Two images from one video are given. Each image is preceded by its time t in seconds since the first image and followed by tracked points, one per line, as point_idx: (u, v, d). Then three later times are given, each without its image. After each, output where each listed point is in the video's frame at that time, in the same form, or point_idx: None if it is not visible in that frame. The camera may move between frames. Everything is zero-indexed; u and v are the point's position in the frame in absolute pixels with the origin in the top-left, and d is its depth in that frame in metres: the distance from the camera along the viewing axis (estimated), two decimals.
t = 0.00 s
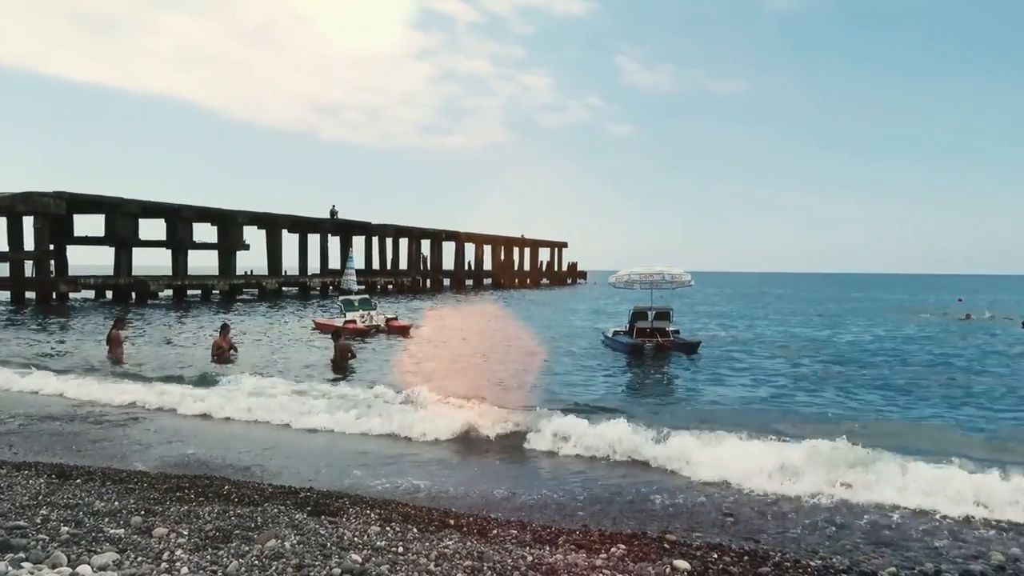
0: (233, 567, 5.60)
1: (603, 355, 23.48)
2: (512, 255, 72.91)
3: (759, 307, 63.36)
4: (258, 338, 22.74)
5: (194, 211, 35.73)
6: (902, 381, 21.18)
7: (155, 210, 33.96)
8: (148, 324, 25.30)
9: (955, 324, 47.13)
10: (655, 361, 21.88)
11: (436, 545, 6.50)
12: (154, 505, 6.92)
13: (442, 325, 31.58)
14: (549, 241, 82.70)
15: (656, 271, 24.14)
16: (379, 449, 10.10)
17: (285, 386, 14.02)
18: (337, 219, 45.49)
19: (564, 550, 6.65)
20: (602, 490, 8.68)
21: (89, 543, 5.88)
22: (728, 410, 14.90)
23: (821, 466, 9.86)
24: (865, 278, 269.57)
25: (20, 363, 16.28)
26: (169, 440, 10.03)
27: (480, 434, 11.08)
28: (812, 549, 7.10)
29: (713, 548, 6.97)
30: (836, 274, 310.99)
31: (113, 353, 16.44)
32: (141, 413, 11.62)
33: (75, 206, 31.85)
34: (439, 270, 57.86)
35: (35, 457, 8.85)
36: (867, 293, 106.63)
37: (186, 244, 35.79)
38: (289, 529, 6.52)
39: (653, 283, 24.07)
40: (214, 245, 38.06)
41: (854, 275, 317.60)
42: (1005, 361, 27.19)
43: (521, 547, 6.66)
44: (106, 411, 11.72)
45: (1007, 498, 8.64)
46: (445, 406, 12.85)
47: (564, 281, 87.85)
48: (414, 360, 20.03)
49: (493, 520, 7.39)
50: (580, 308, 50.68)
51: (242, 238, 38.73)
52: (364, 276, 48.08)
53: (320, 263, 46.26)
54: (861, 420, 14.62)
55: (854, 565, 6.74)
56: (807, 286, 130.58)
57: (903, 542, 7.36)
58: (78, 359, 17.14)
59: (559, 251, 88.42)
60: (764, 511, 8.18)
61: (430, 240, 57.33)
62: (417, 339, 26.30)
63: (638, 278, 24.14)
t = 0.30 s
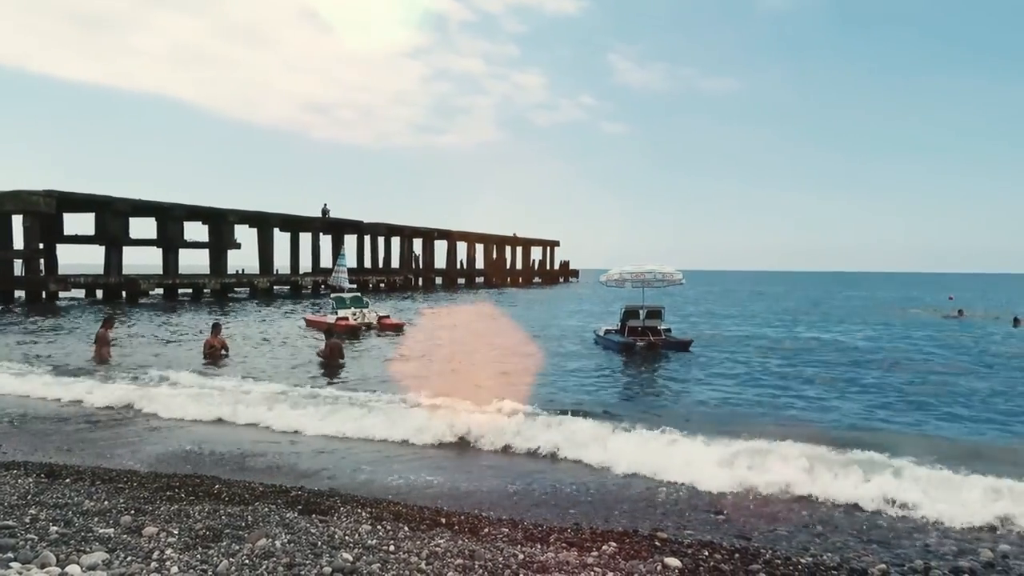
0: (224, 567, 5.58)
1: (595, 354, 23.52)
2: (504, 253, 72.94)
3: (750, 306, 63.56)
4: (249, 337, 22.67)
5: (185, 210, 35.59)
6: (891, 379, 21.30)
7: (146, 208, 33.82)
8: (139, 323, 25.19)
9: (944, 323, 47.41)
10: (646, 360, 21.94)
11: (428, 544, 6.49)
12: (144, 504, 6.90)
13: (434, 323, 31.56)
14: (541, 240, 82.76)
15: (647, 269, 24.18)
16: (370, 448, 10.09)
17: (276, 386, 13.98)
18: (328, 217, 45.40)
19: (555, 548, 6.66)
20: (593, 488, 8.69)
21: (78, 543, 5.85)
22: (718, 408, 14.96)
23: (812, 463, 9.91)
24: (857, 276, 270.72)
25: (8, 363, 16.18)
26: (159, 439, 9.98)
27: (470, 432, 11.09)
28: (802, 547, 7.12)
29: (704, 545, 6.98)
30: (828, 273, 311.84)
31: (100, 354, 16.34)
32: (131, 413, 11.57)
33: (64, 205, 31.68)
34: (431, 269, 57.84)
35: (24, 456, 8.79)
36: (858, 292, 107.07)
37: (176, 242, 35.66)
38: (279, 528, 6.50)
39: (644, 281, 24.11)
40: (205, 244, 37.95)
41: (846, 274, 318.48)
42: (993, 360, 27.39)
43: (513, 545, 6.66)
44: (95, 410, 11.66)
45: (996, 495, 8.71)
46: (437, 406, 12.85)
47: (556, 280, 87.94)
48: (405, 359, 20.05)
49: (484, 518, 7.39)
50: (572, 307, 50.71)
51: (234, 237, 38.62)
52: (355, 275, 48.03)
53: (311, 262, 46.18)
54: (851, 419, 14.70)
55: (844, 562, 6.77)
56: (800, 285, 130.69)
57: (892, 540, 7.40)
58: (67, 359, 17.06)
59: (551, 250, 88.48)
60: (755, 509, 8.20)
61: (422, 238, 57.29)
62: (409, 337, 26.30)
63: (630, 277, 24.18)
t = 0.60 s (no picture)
0: (214, 566, 5.57)
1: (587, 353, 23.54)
2: (496, 252, 72.90)
3: (742, 305, 63.73)
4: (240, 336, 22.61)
5: (176, 208, 35.45)
6: (883, 378, 21.38)
7: (137, 206, 33.67)
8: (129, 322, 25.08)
9: (935, 323, 47.61)
10: (639, 359, 21.97)
11: (419, 543, 6.49)
12: (135, 503, 6.88)
13: (426, 322, 31.54)
14: (533, 239, 82.73)
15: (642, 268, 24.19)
16: (362, 447, 10.07)
17: (268, 386, 13.94)
18: (321, 216, 45.29)
19: (547, 547, 6.66)
20: (585, 487, 8.71)
21: (68, 542, 5.83)
22: (711, 407, 15.00)
23: (801, 463, 9.95)
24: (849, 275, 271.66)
25: None
26: (150, 439, 9.93)
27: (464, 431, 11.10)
28: (793, 545, 7.15)
29: (695, 543, 7.00)
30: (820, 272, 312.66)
31: (89, 354, 16.23)
32: (122, 411, 11.53)
33: (55, 203, 31.53)
34: (423, 268, 57.77)
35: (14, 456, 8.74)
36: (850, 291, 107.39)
37: (168, 241, 35.53)
38: (270, 528, 6.49)
39: (638, 280, 24.13)
40: (197, 242, 37.83)
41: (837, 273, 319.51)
42: (984, 359, 27.53)
43: (504, 544, 6.67)
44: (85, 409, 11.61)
45: (985, 494, 8.77)
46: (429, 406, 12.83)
47: (548, 279, 88.00)
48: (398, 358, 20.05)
49: (476, 517, 7.39)
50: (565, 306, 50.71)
51: (225, 235, 38.49)
52: (348, 274, 47.95)
53: (304, 261, 46.08)
54: (842, 418, 14.76)
55: (834, 560, 6.80)
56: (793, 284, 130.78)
57: (882, 537, 7.43)
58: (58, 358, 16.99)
59: (543, 248, 88.49)
60: (747, 507, 8.23)
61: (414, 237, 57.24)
62: (401, 336, 26.29)
63: (624, 276, 24.19)
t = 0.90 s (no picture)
0: (206, 566, 5.55)
1: (581, 351, 23.56)
2: (490, 251, 72.90)
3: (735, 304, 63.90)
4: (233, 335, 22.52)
5: (169, 207, 35.34)
6: (876, 378, 21.45)
7: (130, 205, 33.55)
8: (121, 321, 24.98)
9: (927, 322, 47.81)
10: (633, 357, 22.01)
11: (412, 542, 6.49)
12: (126, 502, 6.86)
13: (420, 321, 31.54)
14: (528, 238, 82.76)
15: (637, 266, 24.19)
16: (356, 445, 10.06)
17: (261, 385, 13.92)
18: (315, 215, 45.21)
19: (540, 545, 6.67)
20: (578, 485, 8.71)
21: (59, 542, 5.81)
22: (704, 406, 15.04)
23: (793, 462, 9.99)
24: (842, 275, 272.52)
25: None
26: (142, 437, 9.91)
27: (457, 429, 11.09)
28: (785, 544, 7.16)
29: (688, 542, 7.02)
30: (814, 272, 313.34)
31: (80, 352, 16.13)
32: (114, 410, 11.50)
33: (46, 201, 31.39)
34: (417, 267, 57.72)
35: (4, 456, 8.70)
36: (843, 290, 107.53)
37: (160, 240, 35.43)
38: (263, 527, 6.48)
39: (633, 278, 24.16)
40: (190, 241, 37.73)
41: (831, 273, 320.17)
42: (977, 359, 27.65)
43: (497, 543, 6.67)
44: (76, 408, 11.57)
45: (977, 495, 8.81)
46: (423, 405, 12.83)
47: (542, 278, 88.06)
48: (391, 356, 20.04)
49: (470, 516, 7.38)
50: (560, 306, 50.71)
51: (218, 234, 38.39)
52: (342, 273, 47.89)
53: (298, 260, 45.99)
54: (834, 417, 14.81)
55: (827, 559, 6.82)
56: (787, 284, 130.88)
57: (874, 536, 7.46)
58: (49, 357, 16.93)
59: (537, 248, 88.54)
60: (740, 505, 8.24)
61: (408, 236, 57.17)
62: (395, 334, 26.27)
63: (619, 274, 24.20)
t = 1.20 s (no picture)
0: (197, 566, 5.54)
1: (574, 350, 23.59)
2: (483, 250, 72.90)
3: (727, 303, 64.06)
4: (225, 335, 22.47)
5: (161, 205, 35.24)
6: (867, 377, 21.55)
7: (122, 203, 33.44)
8: (113, 321, 24.90)
9: (918, 321, 48.03)
10: (626, 357, 22.05)
11: (404, 542, 6.48)
12: (117, 502, 6.83)
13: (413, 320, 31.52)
14: (521, 238, 82.79)
15: (629, 264, 24.22)
16: (348, 444, 10.05)
17: (253, 386, 13.89)
18: (308, 214, 45.14)
19: (532, 544, 6.67)
20: (572, 484, 8.71)
21: (49, 542, 5.79)
22: (696, 406, 15.08)
23: (784, 462, 10.02)
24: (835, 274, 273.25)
25: None
26: (133, 437, 9.88)
27: (450, 429, 11.09)
28: (777, 542, 7.19)
29: (680, 541, 7.03)
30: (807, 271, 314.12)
31: (71, 353, 16.08)
32: (104, 410, 11.47)
33: (37, 200, 31.25)
34: (410, 266, 57.69)
35: None
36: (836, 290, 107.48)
37: (152, 239, 35.33)
38: (254, 527, 6.47)
39: (625, 276, 24.20)
40: (182, 240, 37.63)
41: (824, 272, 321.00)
42: (966, 358, 27.80)
43: (489, 541, 6.68)
44: (66, 408, 11.53)
45: (967, 496, 8.85)
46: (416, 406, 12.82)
47: (536, 277, 88.11)
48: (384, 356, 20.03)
49: (462, 516, 7.38)
50: (553, 305, 50.72)
51: (211, 233, 38.29)
52: (335, 272, 47.83)
53: (291, 259, 45.91)
54: (825, 416, 14.86)
55: (818, 557, 6.84)
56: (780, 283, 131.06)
57: (865, 534, 7.49)
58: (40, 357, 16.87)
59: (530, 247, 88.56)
60: (734, 502, 8.28)
61: (401, 235, 57.13)
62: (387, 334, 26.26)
63: (611, 272, 24.23)
